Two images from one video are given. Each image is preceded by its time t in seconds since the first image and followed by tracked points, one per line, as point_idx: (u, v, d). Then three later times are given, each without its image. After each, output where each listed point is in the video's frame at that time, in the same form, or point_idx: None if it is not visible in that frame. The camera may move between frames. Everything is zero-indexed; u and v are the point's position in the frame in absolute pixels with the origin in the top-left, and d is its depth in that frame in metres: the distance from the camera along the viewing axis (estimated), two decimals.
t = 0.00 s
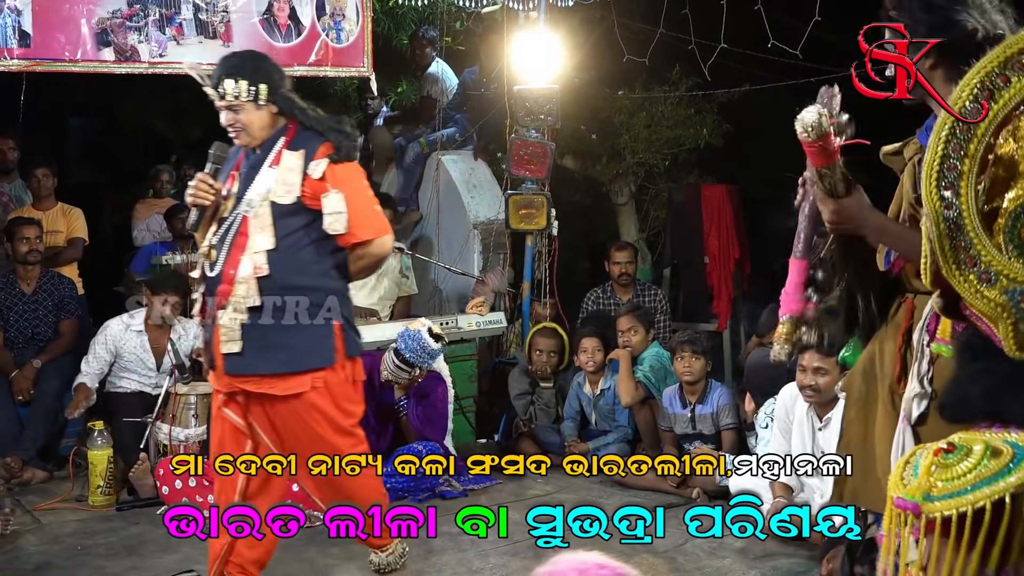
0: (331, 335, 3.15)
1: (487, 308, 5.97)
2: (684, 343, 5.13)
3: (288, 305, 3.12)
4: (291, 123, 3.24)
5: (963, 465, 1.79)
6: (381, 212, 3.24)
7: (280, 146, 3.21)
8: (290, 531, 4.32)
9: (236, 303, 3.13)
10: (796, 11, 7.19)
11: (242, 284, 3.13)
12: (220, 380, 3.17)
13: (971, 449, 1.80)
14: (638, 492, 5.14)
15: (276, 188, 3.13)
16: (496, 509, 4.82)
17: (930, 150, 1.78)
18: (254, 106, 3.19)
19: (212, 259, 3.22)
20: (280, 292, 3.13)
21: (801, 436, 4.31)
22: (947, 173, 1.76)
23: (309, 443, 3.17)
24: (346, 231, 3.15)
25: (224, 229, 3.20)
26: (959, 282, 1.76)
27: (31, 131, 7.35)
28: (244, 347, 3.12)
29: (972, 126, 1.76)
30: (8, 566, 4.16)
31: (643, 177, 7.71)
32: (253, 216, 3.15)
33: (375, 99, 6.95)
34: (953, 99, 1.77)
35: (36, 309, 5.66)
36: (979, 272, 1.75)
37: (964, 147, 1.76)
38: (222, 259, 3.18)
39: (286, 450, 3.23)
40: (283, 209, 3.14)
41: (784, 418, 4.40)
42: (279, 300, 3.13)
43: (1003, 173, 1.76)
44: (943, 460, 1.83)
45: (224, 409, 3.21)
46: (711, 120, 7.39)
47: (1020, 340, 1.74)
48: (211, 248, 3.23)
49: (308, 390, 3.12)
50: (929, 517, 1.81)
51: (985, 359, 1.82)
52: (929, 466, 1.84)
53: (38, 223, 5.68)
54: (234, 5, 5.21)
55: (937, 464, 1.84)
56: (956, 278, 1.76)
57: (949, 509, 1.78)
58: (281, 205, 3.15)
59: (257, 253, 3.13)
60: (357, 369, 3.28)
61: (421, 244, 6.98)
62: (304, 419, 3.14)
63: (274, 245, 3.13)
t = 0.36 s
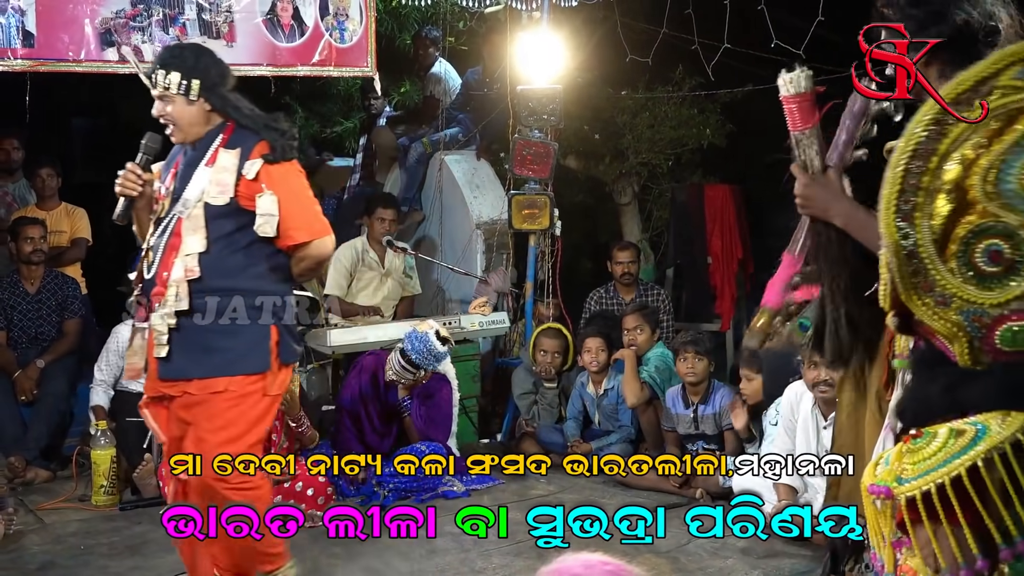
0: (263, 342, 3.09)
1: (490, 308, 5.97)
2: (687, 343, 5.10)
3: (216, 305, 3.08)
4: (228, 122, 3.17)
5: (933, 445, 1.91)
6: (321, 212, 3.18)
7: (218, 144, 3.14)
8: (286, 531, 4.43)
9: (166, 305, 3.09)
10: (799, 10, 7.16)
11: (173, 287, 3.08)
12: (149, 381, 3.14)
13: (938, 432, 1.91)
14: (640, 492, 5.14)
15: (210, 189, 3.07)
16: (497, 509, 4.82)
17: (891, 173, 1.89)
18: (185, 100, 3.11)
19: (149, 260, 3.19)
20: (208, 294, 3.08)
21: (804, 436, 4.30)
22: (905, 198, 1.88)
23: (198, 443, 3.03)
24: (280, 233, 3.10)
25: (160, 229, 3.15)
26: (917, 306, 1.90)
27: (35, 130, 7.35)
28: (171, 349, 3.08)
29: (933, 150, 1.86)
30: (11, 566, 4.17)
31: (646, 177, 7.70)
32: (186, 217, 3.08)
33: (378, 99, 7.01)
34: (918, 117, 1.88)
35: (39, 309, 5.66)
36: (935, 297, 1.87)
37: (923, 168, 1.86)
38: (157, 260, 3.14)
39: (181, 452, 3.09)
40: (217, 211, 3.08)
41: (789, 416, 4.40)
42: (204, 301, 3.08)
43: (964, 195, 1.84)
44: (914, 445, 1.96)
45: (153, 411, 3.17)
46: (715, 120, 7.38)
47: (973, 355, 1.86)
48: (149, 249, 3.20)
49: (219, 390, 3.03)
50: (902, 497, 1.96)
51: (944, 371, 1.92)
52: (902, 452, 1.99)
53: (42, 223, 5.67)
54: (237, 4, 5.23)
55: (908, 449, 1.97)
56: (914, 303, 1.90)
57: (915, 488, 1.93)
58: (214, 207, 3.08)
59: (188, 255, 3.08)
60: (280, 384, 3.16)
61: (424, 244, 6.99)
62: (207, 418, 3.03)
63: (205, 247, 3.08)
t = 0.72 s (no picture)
0: (200, 358, 2.86)
1: (490, 308, 5.96)
2: (688, 344, 5.09)
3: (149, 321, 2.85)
4: (180, 126, 2.96)
5: (926, 458, 2.02)
6: (268, 226, 2.96)
7: (167, 148, 2.93)
8: (287, 532, 4.51)
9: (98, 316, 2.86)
10: (799, 10, 7.18)
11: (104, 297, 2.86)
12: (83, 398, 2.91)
13: (932, 444, 2.02)
14: (640, 492, 5.14)
15: (149, 194, 2.84)
16: (497, 509, 4.82)
17: (861, 173, 1.99)
18: (148, 95, 2.92)
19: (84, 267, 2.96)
20: (139, 306, 2.85)
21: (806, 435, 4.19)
22: (882, 190, 1.96)
23: (136, 472, 2.81)
24: (221, 245, 2.89)
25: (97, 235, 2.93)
26: (918, 291, 1.95)
27: (37, 130, 7.36)
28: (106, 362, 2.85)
29: (889, 153, 1.97)
30: (10, 566, 4.17)
31: (647, 177, 7.68)
32: (124, 223, 2.86)
33: (378, 99, 7.05)
34: (869, 128, 1.99)
35: (39, 308, 5.66)
36: (933, 279, 1.94)
37: (887, 167, 1.97)
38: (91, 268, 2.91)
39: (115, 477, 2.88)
40: (156, 218, 2.86)
41: (791, 416, 4.32)
42: (139, 314, 2.85)
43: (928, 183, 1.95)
44: (909, 458, 2.06)
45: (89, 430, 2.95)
46: (715, 120, 7.36)
47: (985, 337, 1.93)
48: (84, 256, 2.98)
49: (154, 413, 2.81)
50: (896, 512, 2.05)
51: (966, 364, 1.97)
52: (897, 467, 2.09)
53: (42, 223, 5.67)
54: (237, 4, 5.23)
55: (904, 463, 2.07)
56: (915, 288, 1.95)
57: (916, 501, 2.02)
58: (154, 214, 2.86)
59: (122, 263, 2.86)
60: (223, 405, 2.94)
61: (424, 244, 6.99)
62: (144, 443, 2.81)
63: (140, 256, 2.85)
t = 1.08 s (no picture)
0: (147, 361, 2.67)
1: (487, 308, 5.97)
2: (685, 344, 5.10)
3: (90, 325, 2.65)
4: (126, 121, 2.79)
5: None
6: (221, 227, 2.77)
7: (112, 143, 2.74)
8: (286, 532, 4.53)
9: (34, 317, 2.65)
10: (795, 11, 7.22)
11: (41, 297, 2.64)
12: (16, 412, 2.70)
13: None
14: (638, 492, 5.14)
15: (94, 189, 2.65)
16: (496, 509, 4.82)
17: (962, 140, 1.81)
18: (118, 82, 2.76)
19: (20, 268, 2.75)
20: (82, 309, 2.65)
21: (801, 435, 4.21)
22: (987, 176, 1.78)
23: (88, 490, 2.61)
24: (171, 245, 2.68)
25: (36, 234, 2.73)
26: None
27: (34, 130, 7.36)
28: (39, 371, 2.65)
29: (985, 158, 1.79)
30: (8, 566, 4.16)
31: (644, 177, 7.70)
32: (66, 219, 2.65)
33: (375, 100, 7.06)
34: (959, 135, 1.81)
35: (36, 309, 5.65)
36: None
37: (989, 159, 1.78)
38: (28, 267, 2.71)
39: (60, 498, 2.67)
40: (100, 215, 2.65)
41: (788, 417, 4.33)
42: (81, 318, 2.65)
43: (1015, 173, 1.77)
44: (1013, 484, 1.72)
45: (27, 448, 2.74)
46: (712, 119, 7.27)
47: None
48: (20, 256, 2.76)
49: (103, 424, 2.61)
50: (998, 545, 1.72)
51: None
52: (996, 489, 1.73)
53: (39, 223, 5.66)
54: (235, 5, 5.23)
55: (1006, 488, 1.73)
56: None
57: None
58: (98, 210, 2.65)
59: (61, 262, 2.63)
60: (176, 410, 2.75)
61: (420, 244, 6.99)
62: (93, 459, 2.61)
63: (82, 254, 2.63)
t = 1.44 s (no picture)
0: (138, 366, 2.70)
1: (486, 308, 5.97)
2: (684, 343, 5.10)
3: (86, 333, 2.61)
4: (89, 119, 2.71)
5: None
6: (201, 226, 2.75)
7: (79, 143, 2.66)
8: (284, 532, 4.53)
9: (29, 330, 2.56)
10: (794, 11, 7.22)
11: (39, 309, 2.56)
12: None
13: None
14: (636, 492, 5.15)
15: (87, 195, 2.60)
16: (496, 509, 4.82)
17: None
18: (82, 77, 2.69)
19: None
20: (83, 318, 2.62)
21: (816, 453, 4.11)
22: None
23: (83, 500, 2.58)
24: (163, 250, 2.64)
25: (8, 242, 2.61)
26: None
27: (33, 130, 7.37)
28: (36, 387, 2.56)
29: None
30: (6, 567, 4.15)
31: (642, 177, 7.70)
32: (54, 227, 2.59)
33: (372, 100, 7.06)
34: None
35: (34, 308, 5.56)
36: None
37: None
38: (10, 278, 2.59)
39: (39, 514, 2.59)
40: (93, 221, 2.61)
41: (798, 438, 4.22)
42: (79, 326, 2.61)
43: None
44: None
45: None
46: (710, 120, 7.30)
47: None
48: None
49: (103, 432, 2.61)
50: None
51: None
52: None
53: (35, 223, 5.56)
54: (233, 5, 5.22)
55: None
56: None
57: None
58: (90, 217, 2.61)
59: (60, 271, 2.58)
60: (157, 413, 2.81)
61: (419, 243, 6.99)
62: (87, 469, 2.59)
63: (83, 263, 2.60)
